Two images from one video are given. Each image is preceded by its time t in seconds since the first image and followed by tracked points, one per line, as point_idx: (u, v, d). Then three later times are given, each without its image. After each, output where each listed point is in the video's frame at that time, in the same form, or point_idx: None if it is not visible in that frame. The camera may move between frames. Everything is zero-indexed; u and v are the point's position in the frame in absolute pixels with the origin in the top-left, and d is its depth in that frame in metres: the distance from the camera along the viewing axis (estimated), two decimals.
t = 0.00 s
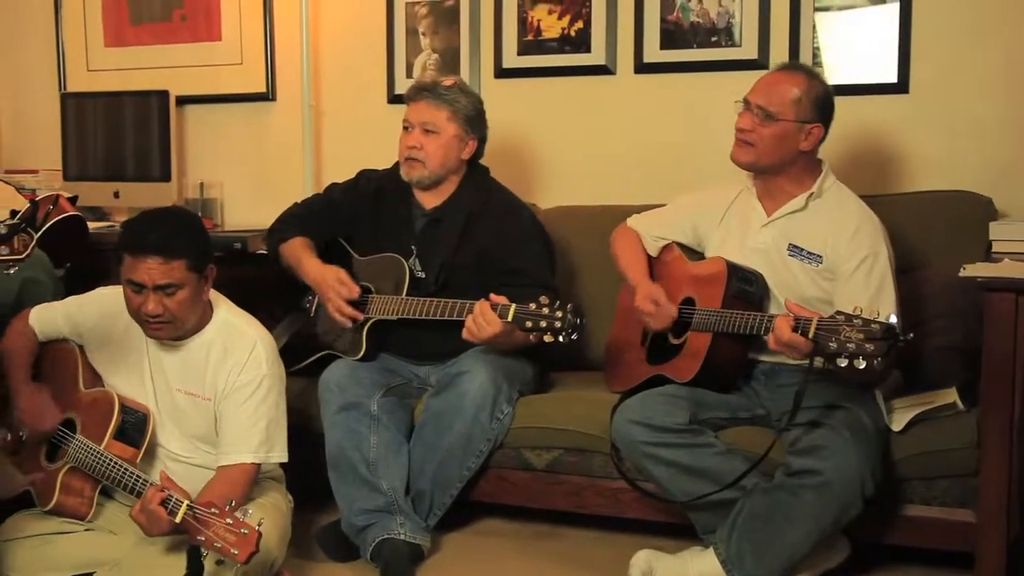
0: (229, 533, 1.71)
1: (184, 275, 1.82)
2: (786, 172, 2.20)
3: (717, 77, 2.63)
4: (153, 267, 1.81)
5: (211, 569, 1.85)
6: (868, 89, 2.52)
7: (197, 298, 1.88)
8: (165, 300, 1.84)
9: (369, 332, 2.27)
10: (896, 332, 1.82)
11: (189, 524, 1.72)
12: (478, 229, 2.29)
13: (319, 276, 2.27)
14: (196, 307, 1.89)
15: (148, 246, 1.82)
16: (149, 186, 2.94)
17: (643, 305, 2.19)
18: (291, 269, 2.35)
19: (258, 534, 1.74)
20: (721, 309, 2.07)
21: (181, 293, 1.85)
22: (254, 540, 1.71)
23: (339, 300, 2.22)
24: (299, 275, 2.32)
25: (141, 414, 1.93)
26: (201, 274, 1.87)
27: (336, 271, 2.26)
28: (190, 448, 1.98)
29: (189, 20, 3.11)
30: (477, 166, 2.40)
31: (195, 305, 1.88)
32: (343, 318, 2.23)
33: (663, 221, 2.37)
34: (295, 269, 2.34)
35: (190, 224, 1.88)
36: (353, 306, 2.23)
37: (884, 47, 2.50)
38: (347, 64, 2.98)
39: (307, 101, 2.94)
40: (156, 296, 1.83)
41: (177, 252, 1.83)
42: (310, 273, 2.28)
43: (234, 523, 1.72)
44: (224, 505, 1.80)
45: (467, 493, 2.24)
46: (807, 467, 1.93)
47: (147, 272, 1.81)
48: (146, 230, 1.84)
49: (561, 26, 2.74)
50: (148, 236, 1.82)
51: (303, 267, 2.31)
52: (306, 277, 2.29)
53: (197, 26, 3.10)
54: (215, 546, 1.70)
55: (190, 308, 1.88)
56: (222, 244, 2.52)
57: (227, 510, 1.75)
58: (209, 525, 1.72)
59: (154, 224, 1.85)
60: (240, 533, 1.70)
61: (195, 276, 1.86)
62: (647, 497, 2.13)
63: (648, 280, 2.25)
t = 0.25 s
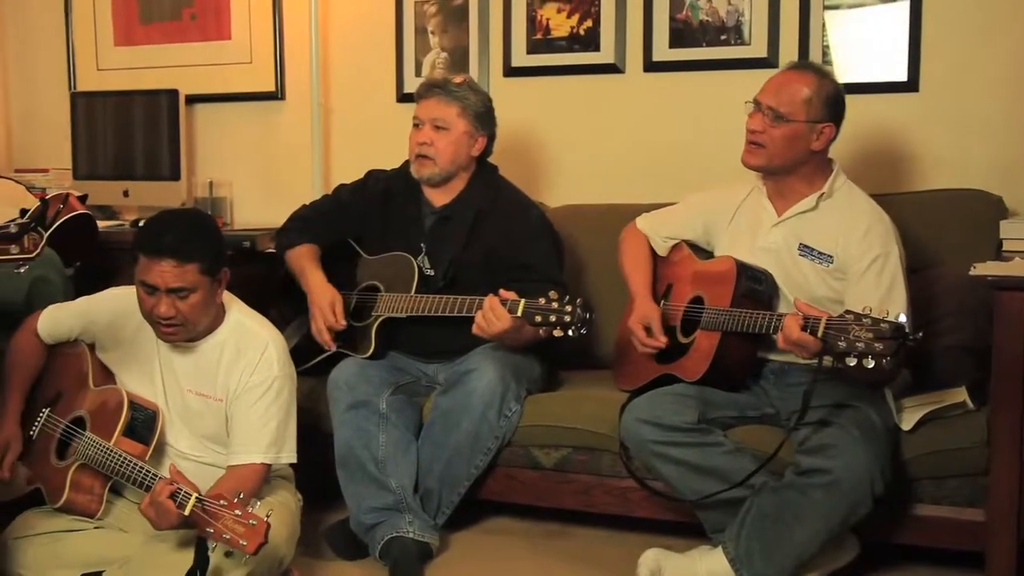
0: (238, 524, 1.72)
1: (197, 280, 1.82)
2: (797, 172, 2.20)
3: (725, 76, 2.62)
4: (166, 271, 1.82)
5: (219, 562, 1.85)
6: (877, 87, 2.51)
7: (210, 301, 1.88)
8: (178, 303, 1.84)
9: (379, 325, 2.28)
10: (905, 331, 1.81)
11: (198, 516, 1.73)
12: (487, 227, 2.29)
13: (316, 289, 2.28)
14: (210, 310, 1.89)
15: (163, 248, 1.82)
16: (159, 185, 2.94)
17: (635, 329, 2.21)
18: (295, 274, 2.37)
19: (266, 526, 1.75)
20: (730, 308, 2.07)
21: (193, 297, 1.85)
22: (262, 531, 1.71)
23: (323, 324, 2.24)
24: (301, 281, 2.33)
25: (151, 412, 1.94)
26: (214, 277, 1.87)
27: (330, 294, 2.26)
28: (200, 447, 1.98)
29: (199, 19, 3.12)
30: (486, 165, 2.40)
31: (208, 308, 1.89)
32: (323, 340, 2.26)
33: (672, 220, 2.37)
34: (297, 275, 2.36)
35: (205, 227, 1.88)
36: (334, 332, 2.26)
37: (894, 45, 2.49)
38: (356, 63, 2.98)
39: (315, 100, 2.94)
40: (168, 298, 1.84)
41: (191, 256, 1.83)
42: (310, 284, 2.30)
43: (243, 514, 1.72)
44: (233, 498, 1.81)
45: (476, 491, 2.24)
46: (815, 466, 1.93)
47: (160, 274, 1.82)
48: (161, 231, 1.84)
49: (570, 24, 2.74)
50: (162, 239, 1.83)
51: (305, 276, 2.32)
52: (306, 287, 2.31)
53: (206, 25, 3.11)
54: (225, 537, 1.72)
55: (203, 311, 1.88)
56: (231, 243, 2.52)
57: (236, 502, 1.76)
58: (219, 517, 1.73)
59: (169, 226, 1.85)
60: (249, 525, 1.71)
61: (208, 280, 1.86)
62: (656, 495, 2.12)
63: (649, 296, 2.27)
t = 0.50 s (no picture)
0: (246, 529, 1.73)
1: (198, 274, 1.82)
2: (799, 172, 2.20)
3: (734, 74, 2.62)
4: (167, 265, 1.81)
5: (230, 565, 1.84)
6: (886, 85, 2.51)
7: (211, 297, 1.87)
8: (179, 298, 1.83)
9: (387, 325, 2.28)
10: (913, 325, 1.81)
11: (206, 520, 1.73)
12: (495, 226, 2.29)
13: (338, 268, 2.27)
14: (211, 305, 1.88)
15: (164, 244, 1.82)
16: (168, 184, 2.95)
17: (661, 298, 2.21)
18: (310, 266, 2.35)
19: (274, 531, 1.75)
20: (737, 306, 2.07)
21: (195, 291, 1.84)
22: (270, 536, 1.72)
23: (358, 288, 2.23)
24: (319, 268, 2.32)
25: (159, 411, 1.94)
26: (215, 272, 1.86)
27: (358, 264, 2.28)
28: (208, 445, 1.99)
29: (208, 19, 3.12)
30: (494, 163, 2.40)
31: (209, 303, 1.88)
32: (360, 306, 2.23)
33: (680, 218, 2.37)
34: (312, 264, 2.34)
35: (206, 223, 1.88)
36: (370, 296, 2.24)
37: (903, 43, 2.49)
38: (364, 61, 2.98)
39: (324, 99, 2.94)
40: (170, 293, 1.83)
41: (192, 251, 1.82)
42: (330, 266, 2.29)
43: (251, 518, 1.73)
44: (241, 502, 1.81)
45: (484, 490, 2.24)
46: (824, 465, 1.93)
47: (161, 269, 1.81)
48: (162, 228, 1.84)
49: (578, 23, 2.74)
50: (163, 234, 1.82)
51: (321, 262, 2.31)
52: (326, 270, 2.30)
53: (215, 24, 3.11)
54: (232, 541, 1.72)
55: (204, 306, 1.87)
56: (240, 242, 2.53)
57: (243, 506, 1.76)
58: (226, 521, 1.73)
59: (170, 223, 1.85)
60: (257, 529, 1.72)
61: (209, 275, 1.85)
62: (664, 494, 2.12)
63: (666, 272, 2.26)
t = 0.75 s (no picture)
0: (263, 523, 1.72)
1: (219, 277, 1.83)
2: (816, 168, 2.19)
3: (750, 73, 2.61)
4: (189, 268, 1.82)
5: (245, 561, 1.85)
6: (903, 84, 2.50)
7: (232, 299, 1.88)
8: (200, 300, 1.84)
9: (401, 324, 2.28)
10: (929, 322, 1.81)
11: (223, 515, 1.74)
12: (510, 225, 2.29)
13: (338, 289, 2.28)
14: (231, 308, 1.89)
15: (187, 246, 1.83)
16: (183, 183, 2.96)
17: (667, 307, 2.20)
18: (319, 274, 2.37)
19: (291, 525, 1.75)
20: (751, 305, 2.07)
21: (216, 294, 1.85)
22: (287, 530, 1.72)
23: (347, 323, 2.23)
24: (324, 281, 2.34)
25: (175, 409, 1.95)
26: (236, 275, 1.87)
27: (354, 293, 2.25)
28: (224, 444, 1.99)
29: (222, 18, 3.13)
30: (509, 163, 2.40)
31: (230, 305, 1.89)
32: (348, 339, 2.24)
33: (695, 218, 2.36)
34: (320, 272, 2.36)
35: (229, 226, 1.88)
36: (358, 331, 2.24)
37: (919, 41, 2.48)
38: (378, 61, 2.98)
39: (339, 99, 2.95)
40: (191, 295, 1.84)
41: (214, 253, 1.83)
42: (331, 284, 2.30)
43: (268, 513, 1.73)
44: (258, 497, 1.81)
45: (499, 489, 2.25)
46: (840, 465, 1.92)
47: (183, 271, 1.82)
48: (185, 229, 1.85)
49: (593, 22, 2.73)
50: (186, 236, 1.83)
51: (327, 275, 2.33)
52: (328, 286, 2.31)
53: (230, 23, 3.12)
54: (249, 535, 1.72)
55: (224, 309, 1.88)
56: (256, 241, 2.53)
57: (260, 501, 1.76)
58: (243, 515, 1.73)
59: (193, 224, 1.85)
60: (274, 523, 1.71)
61: (230, 278, 1.86)
62: (679, 494, 2.12)
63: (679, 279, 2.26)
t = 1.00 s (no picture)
0: (283, 522, 1.73)
1: (244, 275, 1.83)
2: (841, 166, 2.18)
3: (773, 71, 2.60)
4: (214, 266, 1.82)
5: (266, 560, 1.86)
6: (929, 82, 2.48)
7: (256, 297, 1.89)
8: (225, 298, 1.85)
9: (424, 323, 2.28)
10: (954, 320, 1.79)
11: (244, 514, 1.74)
12: (533, 223, 2.29)
13: (362, 284, 2.30)
14: (255, 305, 1.90)
15: (211, 244, 1.83)
16: (207, 183, 2.97)
17: (688, 317, 2.19)
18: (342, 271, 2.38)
19: (312, 525, 1.75)
20: (773, 305, 2.06)
21: (240, 293, 1.86)
22: (308, 530, 1.72)
23: (372, 317, 2.26)
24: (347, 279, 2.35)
25: (198, 407, 1.95)
26: (261, 273, 1.88)
27: (376, 286, 2.28)
28: (247, 442, 2.00)
29: (246, 18, 3.14)
30: (532, 162, 2.40)
31: (254, 303, 1.89)
32: (374, 333, 2.27)
33: (718, 217, 2.36)
34: (343, 270, 2.38)
35: (252, 224, 1.89)
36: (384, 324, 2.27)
37: (945, 39, 2.46)
38: (401, 60, 2.99)
39: (362, 99, 2.96)
40: (215, 293, 1.85)
41: (239, 252, 1.84)
42: (355, 280, 2.32)
43: (288, 513, 1.73)
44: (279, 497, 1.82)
45: (521, 488, 2.25)
46: (864, 465, 1.91)
47: (207, 269, 1.82)
48: (210, 227, 1.85)
49: (615, 21, 2.73)
50: (211, 235, 1.84)
51: (350, 271, 2.34)
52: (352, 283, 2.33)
53: (254, 23, 3.13)
54: (270, 534, 1.73)
55: (249, 306, 1.89)
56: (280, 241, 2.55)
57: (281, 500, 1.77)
58: (264, 515, 1.74)
59: (217, 222, 1.86)
60: (293, 523, 1.72)
61: (254, 276, 1.86)
62: (701, 493, 2.12)
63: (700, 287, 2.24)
